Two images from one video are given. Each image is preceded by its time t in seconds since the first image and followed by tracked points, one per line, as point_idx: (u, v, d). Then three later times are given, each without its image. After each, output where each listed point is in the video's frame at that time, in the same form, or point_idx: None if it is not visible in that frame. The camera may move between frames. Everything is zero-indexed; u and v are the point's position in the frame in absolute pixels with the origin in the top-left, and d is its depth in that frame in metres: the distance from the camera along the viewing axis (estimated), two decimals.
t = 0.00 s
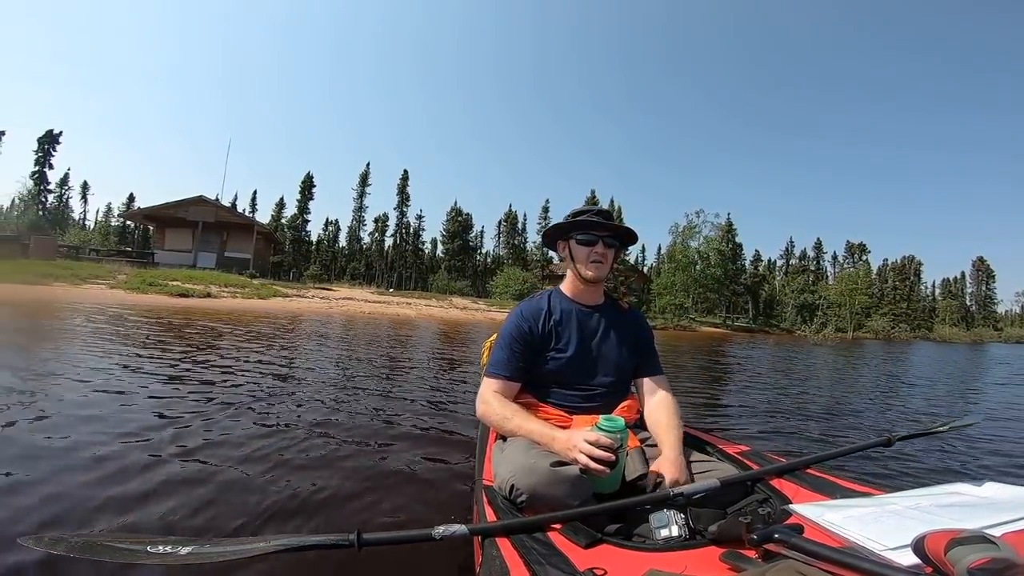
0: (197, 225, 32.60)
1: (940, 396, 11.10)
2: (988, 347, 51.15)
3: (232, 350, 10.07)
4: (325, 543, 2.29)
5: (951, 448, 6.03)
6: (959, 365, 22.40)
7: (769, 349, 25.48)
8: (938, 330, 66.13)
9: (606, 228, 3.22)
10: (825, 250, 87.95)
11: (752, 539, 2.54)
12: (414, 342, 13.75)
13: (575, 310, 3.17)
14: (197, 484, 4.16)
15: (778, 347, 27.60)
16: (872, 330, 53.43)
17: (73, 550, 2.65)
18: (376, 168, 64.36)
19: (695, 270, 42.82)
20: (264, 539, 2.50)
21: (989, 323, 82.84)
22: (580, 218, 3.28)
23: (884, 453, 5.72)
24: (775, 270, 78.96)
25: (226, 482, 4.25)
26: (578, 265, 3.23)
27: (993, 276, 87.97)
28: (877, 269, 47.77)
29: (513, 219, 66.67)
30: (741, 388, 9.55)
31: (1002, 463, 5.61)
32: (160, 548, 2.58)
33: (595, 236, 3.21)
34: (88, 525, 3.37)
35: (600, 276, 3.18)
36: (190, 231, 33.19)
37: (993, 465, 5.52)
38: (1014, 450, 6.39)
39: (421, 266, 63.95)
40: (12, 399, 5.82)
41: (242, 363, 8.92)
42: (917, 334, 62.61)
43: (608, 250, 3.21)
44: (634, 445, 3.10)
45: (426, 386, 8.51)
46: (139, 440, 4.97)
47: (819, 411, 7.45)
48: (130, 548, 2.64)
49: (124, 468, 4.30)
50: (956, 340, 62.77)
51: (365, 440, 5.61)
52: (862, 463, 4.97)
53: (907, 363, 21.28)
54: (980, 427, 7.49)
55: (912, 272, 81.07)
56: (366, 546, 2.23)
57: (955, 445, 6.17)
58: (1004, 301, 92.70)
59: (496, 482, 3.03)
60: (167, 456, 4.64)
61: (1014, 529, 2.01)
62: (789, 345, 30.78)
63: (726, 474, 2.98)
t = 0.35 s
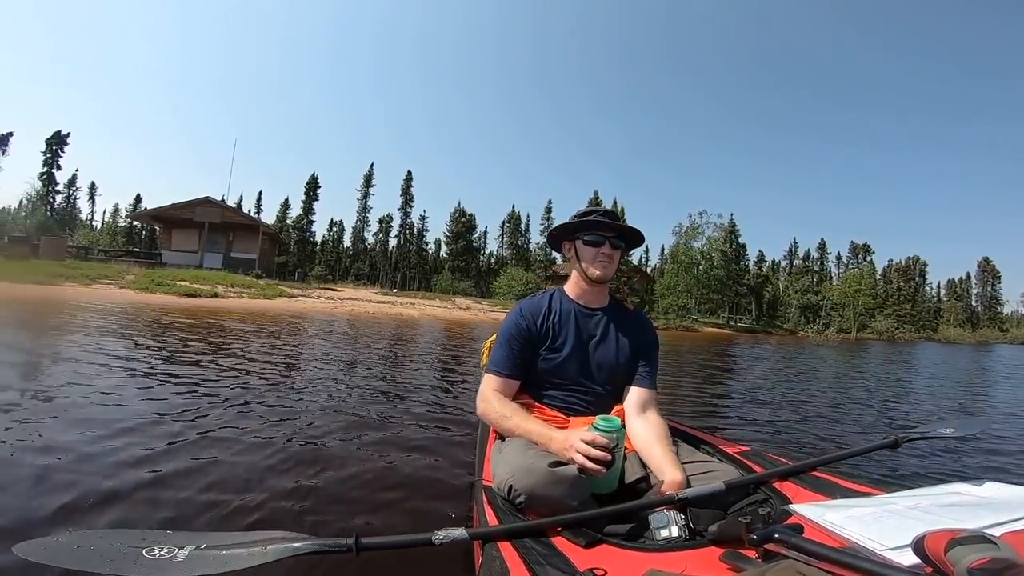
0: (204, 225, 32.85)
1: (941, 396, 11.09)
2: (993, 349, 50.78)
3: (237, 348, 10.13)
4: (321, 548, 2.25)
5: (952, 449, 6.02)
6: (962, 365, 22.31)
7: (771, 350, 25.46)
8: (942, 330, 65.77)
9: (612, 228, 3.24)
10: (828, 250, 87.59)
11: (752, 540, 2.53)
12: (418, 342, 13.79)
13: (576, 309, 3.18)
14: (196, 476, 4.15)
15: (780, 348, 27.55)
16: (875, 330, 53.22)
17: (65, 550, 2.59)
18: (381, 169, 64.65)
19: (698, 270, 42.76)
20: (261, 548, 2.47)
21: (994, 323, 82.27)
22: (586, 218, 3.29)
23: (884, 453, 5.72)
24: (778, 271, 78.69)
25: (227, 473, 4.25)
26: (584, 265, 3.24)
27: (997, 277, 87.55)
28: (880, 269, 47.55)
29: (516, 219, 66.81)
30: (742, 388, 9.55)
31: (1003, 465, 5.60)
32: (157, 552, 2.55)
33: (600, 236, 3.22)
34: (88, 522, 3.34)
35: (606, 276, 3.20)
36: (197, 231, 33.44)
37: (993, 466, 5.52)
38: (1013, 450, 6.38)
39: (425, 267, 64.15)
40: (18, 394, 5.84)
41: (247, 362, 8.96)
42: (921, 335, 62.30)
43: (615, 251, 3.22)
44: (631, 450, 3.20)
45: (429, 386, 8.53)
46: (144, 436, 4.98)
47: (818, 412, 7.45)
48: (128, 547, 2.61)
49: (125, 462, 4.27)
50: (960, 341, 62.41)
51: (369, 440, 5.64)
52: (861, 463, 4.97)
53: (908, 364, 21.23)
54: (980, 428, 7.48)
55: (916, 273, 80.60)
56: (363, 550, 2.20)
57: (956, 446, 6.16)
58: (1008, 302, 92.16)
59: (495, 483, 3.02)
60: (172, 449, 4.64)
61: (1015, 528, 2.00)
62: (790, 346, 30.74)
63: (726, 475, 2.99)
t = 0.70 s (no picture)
0: (211, 226, 33.15)
1: (945, 397, 11.03)
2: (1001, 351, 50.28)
3: (243, 348, 10.19)
4: (320, 547, 2.25)
5: (955, 449, 5.99)
6: (967, 367, 22.16)
7: (775, 350, 25.35)
8: (948, 332, 65.32)
9: (618, 228, 3.25)
10: (834, 251, 86.96)
11: (752, 539, 2.53)
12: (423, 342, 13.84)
13: (579, 309, 3.20)
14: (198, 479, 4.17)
15: (784, 349, 27.46)
16: (880, 331, 52.92)
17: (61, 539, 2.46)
18: (385, 170, 64.90)
19: (701, 271, 42.62)
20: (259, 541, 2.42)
21: (1003, 325, 81.42)
22: (592, 218, 3.31)
23: (887, 453, 5.69)
24: (783, 271, 78.43)
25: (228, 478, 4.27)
26: (588, 264, 3.26)
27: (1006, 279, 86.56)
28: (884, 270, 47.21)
29: (520, 220, 66.88)
30: (745, 388, 9.54)
31: (1006, 465, 5.56)
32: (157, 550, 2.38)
33: (606, 237, 3.24)
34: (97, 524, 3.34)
35: (610, 277, 3.22)
36: (204, 232, 33.74)
37: (996, 467, 5.49)
38: (1015, 450, 6.36)
39: (429, 267, 64.34)
40: (22, 397, 5.86)
41: (253, 362, 9.02)
42: (927, 337, 61.83)
43: (620, 252, 3.24)
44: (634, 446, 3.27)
45: (433, 386, 8.55)
46: (149, 436, 4.99)
47: (819, 412, 7.45)
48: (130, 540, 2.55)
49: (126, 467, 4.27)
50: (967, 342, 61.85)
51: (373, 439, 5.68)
52: (863, 463, 4.96)
53: (912, 365, 21.11)
54: (984, 428, 7.44)
55: (922, 274, 80.08)
56: (363, 549, 2.22)
57: (960, 447, 6.13)
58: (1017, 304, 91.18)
59: (496, 482, 3.04)
60: (175, 455, 4.66)
61: (1016, 528, 1.99)
62: (794, 346, 30.59)
63: (726, 475, 2.99)
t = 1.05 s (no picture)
0: (217, 226, 33.44)
1: (947, 398, 11.00)
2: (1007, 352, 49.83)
3: (248, 348, 10.23)
4: (318, 547, 2.27)
5: (955, 451, 5.98)
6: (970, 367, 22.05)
7: (777, 351, 25.32)
8: (953, 332, 64.73)
9: (604, 228, 3.28)
10: (839, 251, 86.47)
11: (750, 541, 2.53)
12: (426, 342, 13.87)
13: (572, 310, 3.21)
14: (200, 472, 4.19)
15: (786, 349, 27.41)
16: (884, 332, 52.60)
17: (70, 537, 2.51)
18: (390, 171, 65.16)
19: (704, 271, 42.51)
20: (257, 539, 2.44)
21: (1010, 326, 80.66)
22: (580, 218, 3.34)
23: (887, 454, 5.68)
24: (787, 271, 77.90)
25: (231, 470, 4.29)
26: (577, 265, 3.28)
27: (1013, 279, 85.77)
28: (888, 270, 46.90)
29: (523, 220, 66.97)
30: (746, 389, 9.53)
31: (1006, 468, 5.55)
32: (152, 549, 2.40)
33: (593, 236, 3.27)
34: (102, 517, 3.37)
35: (599, 276, 3.24)
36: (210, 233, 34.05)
37: (996, 469, 5.47)
38: (1016, 452, 6.32)
39: (433, 267, 64.55)
40: (27, 392, 5.89)
41: (257, 362, 9.05)
42: (932, 337, 61.40)
43: (608, 251, 3.26)
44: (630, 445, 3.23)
45: (436, 387, 8.56)
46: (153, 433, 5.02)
47: (820, 413, 7.44)
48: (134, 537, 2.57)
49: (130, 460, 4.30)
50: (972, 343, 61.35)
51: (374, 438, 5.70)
52: (863, 465, 4.95)
53: (915, 365, 21.03)
54: (985, 430, 7.42)
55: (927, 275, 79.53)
56: (360, 549, 2.24)
57: (960, 449, 6.12)
58: None
59: (494, 483, 3.05)
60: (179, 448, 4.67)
61: (1012, 531, 1.99)
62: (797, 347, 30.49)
63: (723, 476, 2.99)
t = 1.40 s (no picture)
0: (223, 228, 33.76)
1: (952, 397, 10.91)
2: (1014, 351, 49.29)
3: (254, 349, 10.29)
4: (320, 548, 2.30)
5: (960, 451, 5.93)
6: (976, 366, 21.84)
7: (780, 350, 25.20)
8: (959, 332, 64.27)
9: (597, 228, 3.29)
10: (845, 251, 85.82)
11: (751, 541, 2.54)
12: (431, 342, 13.91)
13: (570, 309, 3.23)
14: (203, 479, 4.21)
15: (790, 349, 27.28)
16: (889, 331, 52.19)
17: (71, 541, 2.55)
18: (394, 173, 65.40)
19: (707, 271, 42.37)
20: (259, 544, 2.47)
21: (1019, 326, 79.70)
22: (574, 219, 3.35)
23: (891, 453, 5.65)
24: (792, 271, 77.46)
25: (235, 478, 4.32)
26: (571, 265, 3.31)
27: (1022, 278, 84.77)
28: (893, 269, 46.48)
29: (527, 221, 67.03)
30: (749, 389, 9.51)
31: (1011, 467, 5.50)
32: (155, 550, 2.45)
33: (587, 236, 3.28)
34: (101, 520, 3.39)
35: (594, 275, 3.26)
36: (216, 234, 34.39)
37: (1001, 468, 5.43)
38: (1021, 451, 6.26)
39: (437, 268, 64.76)
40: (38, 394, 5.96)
41: (264, 362, 9.12)
42: (939, 337, 60.80)
43: (601, 250, 3.28)
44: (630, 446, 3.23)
45: (441, 387, 8.58)
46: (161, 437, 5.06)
47: (824, 412, 7.41)
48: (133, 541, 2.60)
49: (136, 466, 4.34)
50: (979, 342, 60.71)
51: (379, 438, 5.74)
52: (866, 465, 4.93)
53: (920, 364, 20.86)
54: (990, 429, 7.36)
55: (934, 274, 78.78)
56: (362, 550, 2.27)
57: (964, 448, 6.07)
58: None
59: (495, 483, 3.06)
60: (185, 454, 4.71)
61: (1014, 529, 1.98)
62: (801, 346, 30.32)
63: (724, 475, 3.00)
